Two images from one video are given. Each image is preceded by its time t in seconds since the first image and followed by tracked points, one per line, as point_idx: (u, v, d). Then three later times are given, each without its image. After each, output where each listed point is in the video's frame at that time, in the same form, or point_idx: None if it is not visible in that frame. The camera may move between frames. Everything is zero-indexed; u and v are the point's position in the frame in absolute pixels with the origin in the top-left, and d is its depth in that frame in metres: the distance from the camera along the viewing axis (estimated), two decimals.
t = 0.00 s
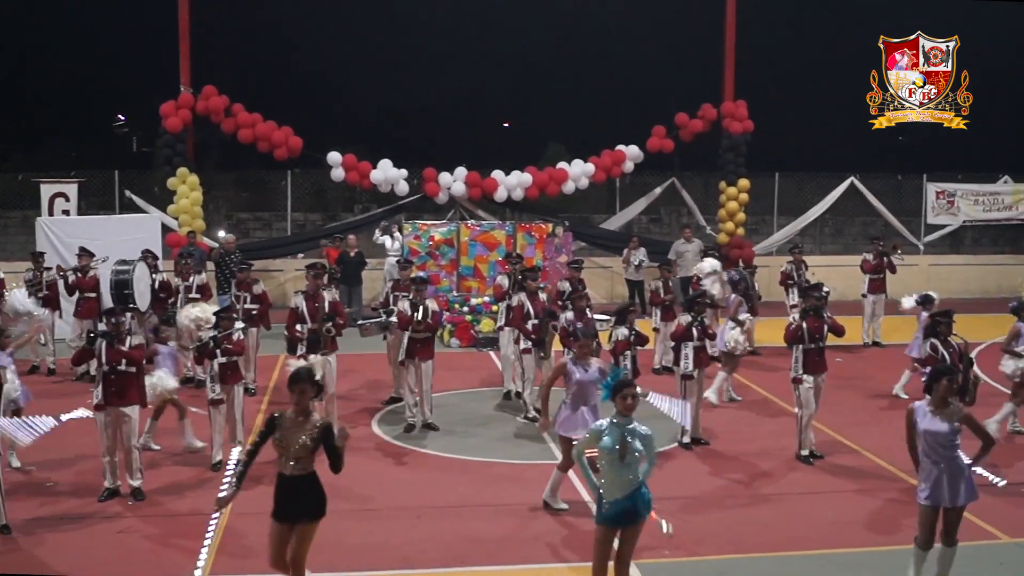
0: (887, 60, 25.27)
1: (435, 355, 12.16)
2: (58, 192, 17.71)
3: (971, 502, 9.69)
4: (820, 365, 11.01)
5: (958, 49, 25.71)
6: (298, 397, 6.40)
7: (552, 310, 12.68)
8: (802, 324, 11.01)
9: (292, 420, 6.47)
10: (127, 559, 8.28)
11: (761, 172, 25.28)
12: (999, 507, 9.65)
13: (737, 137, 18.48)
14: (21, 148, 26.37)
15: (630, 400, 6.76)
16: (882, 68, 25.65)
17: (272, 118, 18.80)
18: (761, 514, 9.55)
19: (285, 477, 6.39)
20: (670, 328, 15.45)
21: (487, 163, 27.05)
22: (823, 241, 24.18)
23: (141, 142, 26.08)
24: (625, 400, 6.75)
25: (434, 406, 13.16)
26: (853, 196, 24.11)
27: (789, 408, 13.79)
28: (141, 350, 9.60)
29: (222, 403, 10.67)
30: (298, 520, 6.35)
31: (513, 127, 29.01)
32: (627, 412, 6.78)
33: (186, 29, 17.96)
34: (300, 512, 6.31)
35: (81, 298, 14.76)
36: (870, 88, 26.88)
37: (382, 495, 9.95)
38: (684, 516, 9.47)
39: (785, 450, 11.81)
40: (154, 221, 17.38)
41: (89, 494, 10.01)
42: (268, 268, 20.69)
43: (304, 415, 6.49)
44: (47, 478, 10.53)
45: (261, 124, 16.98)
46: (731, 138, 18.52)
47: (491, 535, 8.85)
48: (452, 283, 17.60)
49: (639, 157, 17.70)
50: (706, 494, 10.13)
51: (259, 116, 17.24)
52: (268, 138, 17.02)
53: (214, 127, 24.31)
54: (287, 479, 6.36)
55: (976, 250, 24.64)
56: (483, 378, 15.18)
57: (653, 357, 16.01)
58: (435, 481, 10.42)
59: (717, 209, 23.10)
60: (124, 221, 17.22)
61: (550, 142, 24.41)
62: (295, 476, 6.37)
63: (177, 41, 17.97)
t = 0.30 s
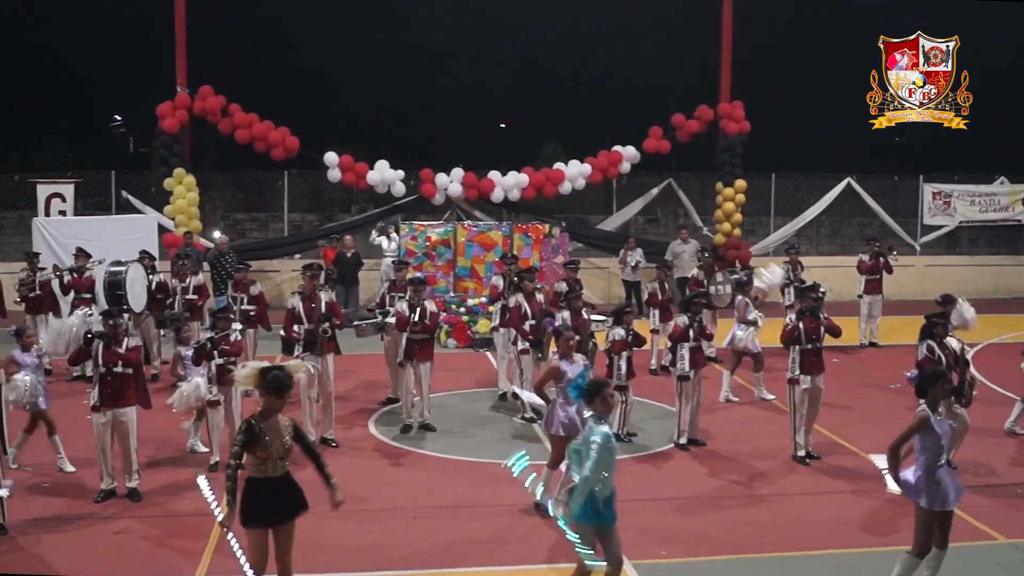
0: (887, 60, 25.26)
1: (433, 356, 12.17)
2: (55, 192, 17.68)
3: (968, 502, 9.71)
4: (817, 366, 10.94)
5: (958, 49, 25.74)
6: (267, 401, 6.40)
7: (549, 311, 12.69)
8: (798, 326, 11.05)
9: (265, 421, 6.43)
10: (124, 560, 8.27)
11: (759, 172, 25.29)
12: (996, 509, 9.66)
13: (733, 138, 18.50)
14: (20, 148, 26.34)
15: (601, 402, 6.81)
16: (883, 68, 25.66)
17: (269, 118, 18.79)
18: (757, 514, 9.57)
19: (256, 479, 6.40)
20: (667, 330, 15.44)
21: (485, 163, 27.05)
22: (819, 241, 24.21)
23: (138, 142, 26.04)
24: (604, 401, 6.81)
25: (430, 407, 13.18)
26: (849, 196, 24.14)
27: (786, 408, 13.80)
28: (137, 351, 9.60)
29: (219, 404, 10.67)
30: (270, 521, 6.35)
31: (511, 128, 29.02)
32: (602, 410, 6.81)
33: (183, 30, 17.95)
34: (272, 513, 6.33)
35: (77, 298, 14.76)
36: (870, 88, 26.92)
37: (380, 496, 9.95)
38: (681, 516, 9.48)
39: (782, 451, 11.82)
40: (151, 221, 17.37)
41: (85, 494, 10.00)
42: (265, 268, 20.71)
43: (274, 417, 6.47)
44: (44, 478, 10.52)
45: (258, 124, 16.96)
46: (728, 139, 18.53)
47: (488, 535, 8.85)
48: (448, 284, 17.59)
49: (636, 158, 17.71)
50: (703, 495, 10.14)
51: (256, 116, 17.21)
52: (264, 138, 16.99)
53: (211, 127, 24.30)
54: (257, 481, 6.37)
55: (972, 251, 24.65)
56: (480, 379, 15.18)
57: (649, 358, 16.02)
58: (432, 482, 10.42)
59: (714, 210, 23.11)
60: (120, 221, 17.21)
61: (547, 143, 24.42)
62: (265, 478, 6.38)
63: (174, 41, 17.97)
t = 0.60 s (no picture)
0: (887, 60, 25.27)
1: (428, 358, 12.16)
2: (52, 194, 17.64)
3: (965, 505, 9.71)
4: (815, 368, 10.95)
5: (958, 49, 25.77)
6: (263, 401, 6.63)
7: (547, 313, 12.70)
8: (796, 327, 11.06)
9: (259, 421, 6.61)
10: (120, 562, 8.24)
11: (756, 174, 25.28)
12: (993, 511, 9.66)
13: (730, 139, 18.50)
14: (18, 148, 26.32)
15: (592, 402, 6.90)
16: (883, 68, 25.66)
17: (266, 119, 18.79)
18: (753, 516, 9.58)
19: (251, 477, 6.46)
20: (665, 332, 15.46)
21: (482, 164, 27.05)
22: (816, 243, 24.21)
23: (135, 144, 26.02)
24: (597, 402, 6.90)
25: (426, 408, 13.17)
26: (846, 198, 24.16)
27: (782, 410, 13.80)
28: (133, 353, 9.62)
29: (212, 406, 10.67)
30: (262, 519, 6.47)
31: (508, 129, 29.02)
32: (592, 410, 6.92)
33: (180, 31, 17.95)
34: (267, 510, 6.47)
35: (73, 300, 14.74)
36: (871, 87, 26.92)
37: (376, 497, 9.95)
38: (677, 518, 9.49)
39: (779, 453, 11.82)
40: (147, 222, 17.37)
41: (82, 496, 9.99)
42: (261, 270, 20.70)
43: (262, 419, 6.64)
44: (40, 480, 10.51)
45: (255, 126, 16.95)
46: (725, 140, 18.54)
47: (483, 537, 8.86)
48: (445, 285, 17.60)
49: (632, 160, 17.71)
50: (699, 497, 10.14)
51: (252, 118, 17.21)
52: (261, 140, 16.99)
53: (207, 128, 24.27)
54: (254, 479, 6.44)
55: (969, 253, 24.66)
56: (476, 380, 15.18)
57: (646, 360, 16.02)
58: (428, 483, 10.42)
59: (711, 211, 23.11)
60: (117, 222, 17.21)
61: (544, 144, 24.42)
62: (262, 475, 6.47)
63: (171, 41, 17.96)
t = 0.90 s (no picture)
0: (887, 60, 25.29)
1: (430, 358, 12.17)
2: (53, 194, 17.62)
3: (966, 504, 9.72)
4: (817, 368, 10.94)
5: (958, 49, 25.80)
6: (266, 403, 6.58)
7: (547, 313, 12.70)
8: (798, 327, 11.05)
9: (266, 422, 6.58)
10: (124, 563, 8.23)
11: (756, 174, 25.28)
12: (994, 510, 9.67)
13: (731, 139, 18.50)
14: (20, 148, 26.34)
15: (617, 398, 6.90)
16: (883, 68, 25.67)
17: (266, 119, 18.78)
18: (756, 516, 9.57)
19: (264, 481, 6.46)
20: (665, 332, 15.48)
21: (482, 164, 27.05)
22: (818, 243, 24.18)
23: (134, 144, 26.03)
24: (620, 398, 6.89)
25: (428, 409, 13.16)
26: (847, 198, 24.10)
27: (784, 411, 13.79)
28: (136, 351, 9.61)
29: (217, 406, 10.68)
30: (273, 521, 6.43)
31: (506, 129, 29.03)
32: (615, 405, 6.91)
33: (180, 32, 17.96)
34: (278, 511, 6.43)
35: (74, 300, 14.75)
36: (870, 88, 26.89)
37: (377, 498, 9.94)
38: (680, 518, 9.48)
39: (780, 453, 11.81)
40: (149, 222, 17.38)
41: (85, 497, 9.97)
42: (263, 270, 20.68)
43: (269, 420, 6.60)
44: (42, 481, 10.50)
45: (256, 126, 16.94)
46: (725, 141, 18.54)
47: (485, 537, 8.86)
48: (446, 285, 17.61)
49: (634, 160, 17.68)
50: (701, 497, 10.14)
51: (253, 118, 17.20)
52: (263, 140, 16.99)
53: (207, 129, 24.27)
54: (267, 483, 6.44)
55: (970, 252, 24.64)
56: (478, 380, 15.17)
57: (648, 360, 16.02)
58: (430, 484, 10.42)
59: (712, 212, 23.12)
60: (119, 222, 17.22)
61: (543, 144, 24.42)
62: (275, 478, 6.48)
63: (172, 41, 17.97)
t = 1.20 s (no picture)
0: (887, 60, 25.35)
1: (427, 358, 12.16)
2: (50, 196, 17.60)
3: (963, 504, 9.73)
4: (812, 369, 11.03)
5: (958, 49, 25.86)
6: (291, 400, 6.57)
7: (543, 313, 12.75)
8: (794, 327, 11.03)
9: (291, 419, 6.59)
10: (121, 565, 8.22)
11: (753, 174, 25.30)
12: (990, 509, 9.68)
13: (728, 140, 18.49)
14: (19, 148, 26.36)
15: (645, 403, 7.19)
16: (882, 68, 25.72)
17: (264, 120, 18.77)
18: (753, 517, 9.57)
19: (287, 482, 6.51)
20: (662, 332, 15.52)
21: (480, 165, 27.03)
22: (813, 243, 24.18)
23: (131, 145, 26.00)
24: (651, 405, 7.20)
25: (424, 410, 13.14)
26: (843, 199, 24.22)
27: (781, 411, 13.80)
28: (132, 353, 9.59)
29: (214, 408, 10.70)
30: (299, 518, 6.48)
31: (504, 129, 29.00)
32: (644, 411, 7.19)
33: (177, 32, 17.94)
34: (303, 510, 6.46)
35: (70, 301, 14.74)
36: (870, 88, 26.79)
37: (374, 499, 9.93)
38: (676, 519, 9.48)
39: (777, 453, 11.82)
40: (145, 223, 17.39)
41: (81, 498, 9.96)
42: (260, 271, 20.67)
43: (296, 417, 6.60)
44: (39, 482, 10.48)
45: (253, 127, 16.92)
46: (722, 141, 18.54)
47: (481, 538, 8.86)
48: (443, 286, 17.63)
49: (631, 161, 17.68)
50: (698, 497, 10.14)
51: (250, 118, 17.18)
52: (259, 141, 16.98)
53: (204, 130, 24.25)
54: (291, 482, 6.49)
55: (967, 252, 24.63)
56: (475, 381, 15.17)
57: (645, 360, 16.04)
58: (427, 484, 10.42)
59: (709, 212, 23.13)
60: (116, 223, 17.22)
61: (541, 144, 24.41)
62: (298, 479, 6.51)
63: (169, 42, 17.96)
